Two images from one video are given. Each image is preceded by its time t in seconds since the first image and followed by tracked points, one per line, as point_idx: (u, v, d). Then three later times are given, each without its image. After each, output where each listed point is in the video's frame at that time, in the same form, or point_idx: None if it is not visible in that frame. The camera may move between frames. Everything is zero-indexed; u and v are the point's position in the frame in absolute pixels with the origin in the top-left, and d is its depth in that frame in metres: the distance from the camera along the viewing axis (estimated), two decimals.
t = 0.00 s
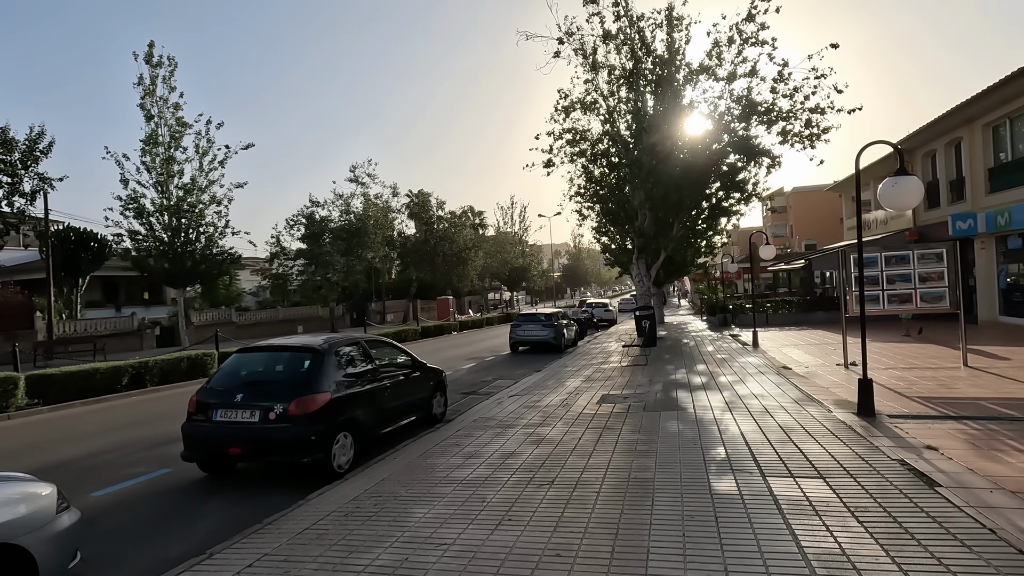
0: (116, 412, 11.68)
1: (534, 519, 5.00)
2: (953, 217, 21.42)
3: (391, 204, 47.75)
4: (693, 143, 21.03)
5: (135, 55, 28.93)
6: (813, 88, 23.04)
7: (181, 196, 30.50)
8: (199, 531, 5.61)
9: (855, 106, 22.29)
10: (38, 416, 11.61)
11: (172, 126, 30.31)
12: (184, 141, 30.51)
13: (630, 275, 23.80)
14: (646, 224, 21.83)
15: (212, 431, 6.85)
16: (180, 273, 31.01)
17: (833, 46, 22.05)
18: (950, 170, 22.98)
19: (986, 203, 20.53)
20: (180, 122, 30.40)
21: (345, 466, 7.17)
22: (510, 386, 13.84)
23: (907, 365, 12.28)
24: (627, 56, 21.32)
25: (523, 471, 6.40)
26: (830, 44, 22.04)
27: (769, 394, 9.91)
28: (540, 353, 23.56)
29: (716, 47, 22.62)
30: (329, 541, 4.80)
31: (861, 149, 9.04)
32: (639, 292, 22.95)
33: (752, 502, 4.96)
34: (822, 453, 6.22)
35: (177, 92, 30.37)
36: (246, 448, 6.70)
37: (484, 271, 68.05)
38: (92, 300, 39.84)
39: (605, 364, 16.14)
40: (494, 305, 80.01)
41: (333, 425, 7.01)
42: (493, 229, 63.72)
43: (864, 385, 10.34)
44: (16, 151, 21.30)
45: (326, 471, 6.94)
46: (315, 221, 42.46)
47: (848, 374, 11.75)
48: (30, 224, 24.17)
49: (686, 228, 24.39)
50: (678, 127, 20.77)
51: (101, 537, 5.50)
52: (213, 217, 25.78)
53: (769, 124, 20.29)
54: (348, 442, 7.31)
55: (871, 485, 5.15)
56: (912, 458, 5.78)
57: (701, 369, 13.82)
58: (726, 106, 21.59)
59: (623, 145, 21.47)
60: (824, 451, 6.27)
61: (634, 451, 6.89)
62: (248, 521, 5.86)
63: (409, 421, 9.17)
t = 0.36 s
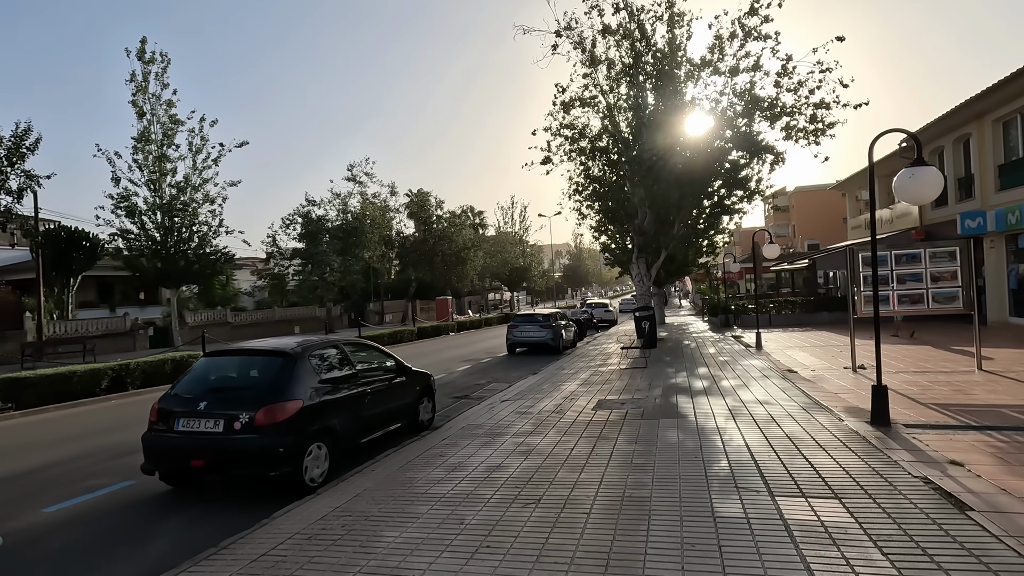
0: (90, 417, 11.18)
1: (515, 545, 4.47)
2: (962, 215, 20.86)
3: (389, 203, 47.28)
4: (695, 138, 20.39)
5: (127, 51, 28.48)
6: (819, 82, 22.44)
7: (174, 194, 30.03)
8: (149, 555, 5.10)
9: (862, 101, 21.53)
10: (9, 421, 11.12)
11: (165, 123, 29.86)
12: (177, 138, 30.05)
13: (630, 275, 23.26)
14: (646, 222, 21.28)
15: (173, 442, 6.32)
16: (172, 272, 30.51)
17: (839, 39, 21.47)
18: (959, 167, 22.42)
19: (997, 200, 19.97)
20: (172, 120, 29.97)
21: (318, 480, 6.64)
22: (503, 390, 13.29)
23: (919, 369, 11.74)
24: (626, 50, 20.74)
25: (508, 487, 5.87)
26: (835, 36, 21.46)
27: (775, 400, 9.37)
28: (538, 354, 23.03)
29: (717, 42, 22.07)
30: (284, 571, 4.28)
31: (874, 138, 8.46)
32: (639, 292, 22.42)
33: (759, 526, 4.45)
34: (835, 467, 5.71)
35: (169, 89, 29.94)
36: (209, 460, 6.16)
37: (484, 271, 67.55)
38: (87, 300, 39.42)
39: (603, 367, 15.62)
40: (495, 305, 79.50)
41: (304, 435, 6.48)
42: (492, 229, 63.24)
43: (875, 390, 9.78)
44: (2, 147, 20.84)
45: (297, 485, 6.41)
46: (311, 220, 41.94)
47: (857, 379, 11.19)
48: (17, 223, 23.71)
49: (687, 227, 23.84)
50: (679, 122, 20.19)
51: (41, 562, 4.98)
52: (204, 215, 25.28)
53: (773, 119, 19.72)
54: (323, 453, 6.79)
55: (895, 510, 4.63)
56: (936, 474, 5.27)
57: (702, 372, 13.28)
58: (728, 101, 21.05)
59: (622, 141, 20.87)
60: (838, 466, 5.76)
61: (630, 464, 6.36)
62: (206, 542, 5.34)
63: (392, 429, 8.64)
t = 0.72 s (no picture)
0: (69, 423, 10.71)
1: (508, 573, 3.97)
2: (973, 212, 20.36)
3: (388, 203, 46.83)
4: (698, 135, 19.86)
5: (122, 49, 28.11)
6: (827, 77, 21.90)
7: (169, 194, 29.60)
8: None
9: (870, 95, 20.98)
10: None
11: (161, 122, 29.50)
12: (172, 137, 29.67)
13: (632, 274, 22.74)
14: (649, 220, 20.76)
15: (139, 452, 5.83)
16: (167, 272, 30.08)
17: (846, 32, 20.93)
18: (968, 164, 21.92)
19: (1010, 197, 19.46)
20: (168, 118, 29.59)
21: (298, 493, 6.15)
22: (502, 393, 12.80)
23: (936, 371, 11.22)
24: (628, 44, 20.26)
25: (502, 502, 5.37)
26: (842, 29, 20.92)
27: (787, 404, 8.86)
28: (538, 356, 22.54)
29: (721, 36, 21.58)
30: None
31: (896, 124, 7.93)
32: (641, 293, 21.92)
33: (782, 553, 3.98)
34: (862, 482, 5.22)
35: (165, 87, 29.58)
36: (177, 472, 5.66)
37: (484, 272, 67.13)
38: (83, 301, 39.05)
39: (605, 369, 15.13)
40: (496, 306, 79.09)
41: (282, 444, 5.99)
42: (492, 230, 62.84)
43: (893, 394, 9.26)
44: None
45: (273, 499, 5.92)
46: (310, 220, 41.47)
47: (872, 382, 10.66)
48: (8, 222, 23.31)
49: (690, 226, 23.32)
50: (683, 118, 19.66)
51: None
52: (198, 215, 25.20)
53: (779, 115, 19.18)
54: (304, 464, 6.30)
55: (938, 536, 4.11)
56: (977, 491, 4.79)
57: (709, 375, 12.76)
58: (732, 97, 20.55)
59: (623, 137, 20.38)
60: (864, 481, 5.27)
61: (636, 476, 5.86)
62: (169, 564, 4.85)
63: (381, 436, 8.14)
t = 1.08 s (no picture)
0: (41, 431, 10.16)
1: None
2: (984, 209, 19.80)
3: (386, 201, 46.24)
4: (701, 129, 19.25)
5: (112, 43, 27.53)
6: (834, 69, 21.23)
7: (162, 191, 29.03)
8: None
9: (879, 88, 20.30)
10: None
11: (152, 118, 28.92)
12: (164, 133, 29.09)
13: (634, 273, 22.15)
14: (651, 217, 20.17)
15: (91, 469, 5.26)
16: (160, 271, 29.49)
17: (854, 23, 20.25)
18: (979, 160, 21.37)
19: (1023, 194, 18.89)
20: (159, 114, 29.01)
21: (268, 514, 5.58)
22: (497, 397, 12.23)
23: (955, 375, 10.66)
24: (629, 35, 19.63)
25: (491, 528, 4.81)
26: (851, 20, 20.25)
27: (801, 411, 8.29)
28: (537, 356, 21.99)
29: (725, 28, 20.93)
30: None
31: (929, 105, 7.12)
32: (643, 292, 21.36)
33: None
34: (901, 512, 4.67)
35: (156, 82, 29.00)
36: (131, 492, 5.10)
37: (484, 271, 66.55)
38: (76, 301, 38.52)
39: (606, 371, 14.56)
40: (496, 305, 78.53)
41: (250, 460, 5.43)
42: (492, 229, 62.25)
43: (913, 401, 8.68)
44: None
45: (240, 521, 5.35)
46: (305, 218, 40.86)
47: (888, 386, 10.07)
48: None
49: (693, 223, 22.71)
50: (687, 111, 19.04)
51: None
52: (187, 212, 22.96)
53: (785, 108, 18.55)
54: (276, 480, 5.74)
55: None
56: None
57: (714, 378, 12.20)
58: (737, 90, 19.91)
59: (625, 131, 19.76)
60: (901, 509, 4.72)
61: (642, 497, 5.30)
62: None
63: (366, 447, 7.58)
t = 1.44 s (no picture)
0: None
1: None
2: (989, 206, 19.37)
3: (380, 201, 45.67)
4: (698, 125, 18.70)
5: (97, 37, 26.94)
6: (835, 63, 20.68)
7: (149, 188, 28.43)
8: None
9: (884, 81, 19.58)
10: None
11: (139, 114, 28.30)
12: (151, 130, 28.48)
13: (630, 272, 21.60)
14: (648, 214, 19.63)
15: (16, 488, 4.70)
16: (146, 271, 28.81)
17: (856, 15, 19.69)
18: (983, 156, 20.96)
19: None
20: (146, 110, 28.40)
21: (217, 536, 5.01)
22: (486, 401, 11.66)
23: (966, 379, 10.13)
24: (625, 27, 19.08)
25: (463, 557, 4.24)
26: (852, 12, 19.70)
27: (806, 417, 7.74)
28: (531, 358, 21.43)
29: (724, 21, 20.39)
30: None
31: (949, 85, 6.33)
32: (639, 292, 20.85)
33: None
34: (924, 539, 4.16)
35: (143, 78, 28.39)
36: (58, 515, 4.52)
37: (480, 271, 66.00)
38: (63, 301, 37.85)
39: (601, 374, 14.02)
40: (493, 306, 77.98)
41: (196, 477, 4.86)
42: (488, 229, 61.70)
43: (925, 407, 8.15)
44: None
45: (183, 546, 4.78)
46: (298, 216, 40.22)
47: (897, 391, 9.53)
48: None
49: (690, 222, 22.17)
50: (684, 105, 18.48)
51: None
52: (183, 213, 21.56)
53: (785, 103, 18.01)
54: (228, 498, 5.18)
55: None
56: None
57: (713, 381, 11.66)
58: (736, 85, 19.38)
59: (621, 126, 19.19)
60: (926, 536, 4.20)
61: (634, 520, 4.74)
62: None
63: (337, 458, 7.01)
